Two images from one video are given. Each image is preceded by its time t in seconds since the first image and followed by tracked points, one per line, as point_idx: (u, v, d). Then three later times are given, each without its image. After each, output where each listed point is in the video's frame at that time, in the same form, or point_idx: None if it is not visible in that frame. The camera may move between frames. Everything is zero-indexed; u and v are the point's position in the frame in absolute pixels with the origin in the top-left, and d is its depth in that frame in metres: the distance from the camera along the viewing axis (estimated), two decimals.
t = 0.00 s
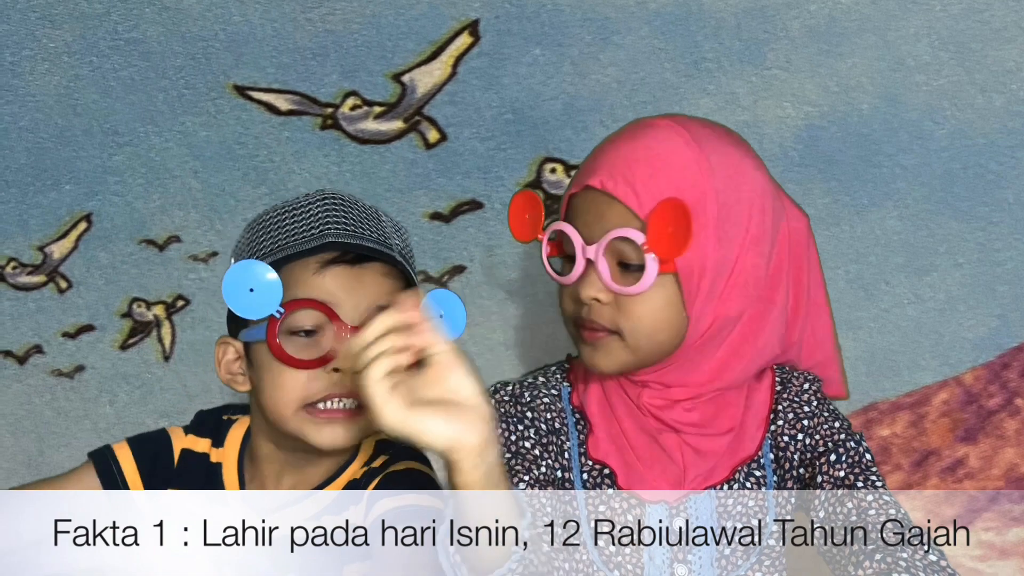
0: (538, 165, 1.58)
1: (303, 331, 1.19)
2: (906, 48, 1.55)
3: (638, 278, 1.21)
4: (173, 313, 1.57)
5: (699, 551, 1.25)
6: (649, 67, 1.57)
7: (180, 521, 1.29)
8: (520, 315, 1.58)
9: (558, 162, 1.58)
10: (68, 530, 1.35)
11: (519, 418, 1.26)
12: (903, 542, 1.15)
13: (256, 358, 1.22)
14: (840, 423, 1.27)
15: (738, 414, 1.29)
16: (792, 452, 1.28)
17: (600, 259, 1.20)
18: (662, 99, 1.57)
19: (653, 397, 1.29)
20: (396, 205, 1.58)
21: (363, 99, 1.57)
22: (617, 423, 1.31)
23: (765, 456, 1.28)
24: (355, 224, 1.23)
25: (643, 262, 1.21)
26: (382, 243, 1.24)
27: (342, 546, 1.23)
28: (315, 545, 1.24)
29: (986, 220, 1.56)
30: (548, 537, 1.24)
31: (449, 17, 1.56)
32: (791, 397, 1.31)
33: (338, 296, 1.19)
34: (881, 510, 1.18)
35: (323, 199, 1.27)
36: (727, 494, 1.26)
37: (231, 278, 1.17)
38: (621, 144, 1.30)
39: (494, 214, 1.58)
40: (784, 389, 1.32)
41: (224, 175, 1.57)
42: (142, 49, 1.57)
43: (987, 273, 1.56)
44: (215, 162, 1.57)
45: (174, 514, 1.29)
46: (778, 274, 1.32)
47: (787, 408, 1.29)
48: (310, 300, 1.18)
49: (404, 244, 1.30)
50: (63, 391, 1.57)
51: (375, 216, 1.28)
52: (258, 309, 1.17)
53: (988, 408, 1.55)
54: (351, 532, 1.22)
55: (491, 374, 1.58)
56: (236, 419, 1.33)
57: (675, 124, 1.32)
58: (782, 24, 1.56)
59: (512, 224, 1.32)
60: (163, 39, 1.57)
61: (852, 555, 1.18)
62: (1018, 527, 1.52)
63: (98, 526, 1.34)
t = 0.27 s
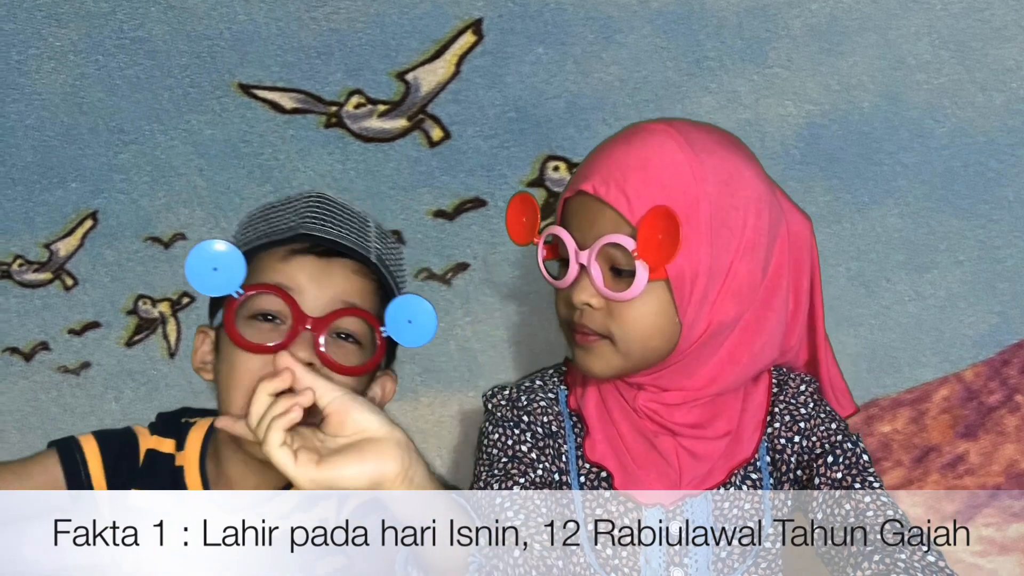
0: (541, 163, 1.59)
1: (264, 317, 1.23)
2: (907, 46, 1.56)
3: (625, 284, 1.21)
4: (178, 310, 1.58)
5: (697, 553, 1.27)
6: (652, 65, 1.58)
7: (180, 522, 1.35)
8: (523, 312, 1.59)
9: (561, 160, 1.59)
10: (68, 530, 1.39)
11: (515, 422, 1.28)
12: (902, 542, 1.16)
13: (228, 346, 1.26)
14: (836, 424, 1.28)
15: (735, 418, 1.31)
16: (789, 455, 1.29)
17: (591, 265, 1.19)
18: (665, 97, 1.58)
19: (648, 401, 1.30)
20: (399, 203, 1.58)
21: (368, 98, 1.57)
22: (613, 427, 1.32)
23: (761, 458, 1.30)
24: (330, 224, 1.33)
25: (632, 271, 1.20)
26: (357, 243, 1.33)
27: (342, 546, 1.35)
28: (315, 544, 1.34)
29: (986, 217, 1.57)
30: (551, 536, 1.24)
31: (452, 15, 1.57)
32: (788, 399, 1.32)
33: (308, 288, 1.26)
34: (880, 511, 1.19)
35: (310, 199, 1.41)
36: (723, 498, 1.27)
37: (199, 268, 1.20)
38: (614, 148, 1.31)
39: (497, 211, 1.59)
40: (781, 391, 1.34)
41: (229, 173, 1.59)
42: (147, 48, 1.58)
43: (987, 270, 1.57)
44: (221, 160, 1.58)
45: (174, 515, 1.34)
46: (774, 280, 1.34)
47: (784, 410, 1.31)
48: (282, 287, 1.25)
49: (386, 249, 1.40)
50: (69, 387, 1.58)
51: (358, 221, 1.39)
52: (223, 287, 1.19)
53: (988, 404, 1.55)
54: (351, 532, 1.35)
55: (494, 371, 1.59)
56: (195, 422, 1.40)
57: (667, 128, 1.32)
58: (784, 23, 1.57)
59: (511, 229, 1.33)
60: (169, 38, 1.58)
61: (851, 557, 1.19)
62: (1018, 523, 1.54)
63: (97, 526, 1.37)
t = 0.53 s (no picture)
0: (544, 161, 1.60)
1: (209, 304, 1.25)
2: (908, 45, 1.57)
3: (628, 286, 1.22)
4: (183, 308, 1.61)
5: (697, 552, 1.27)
6: (654, 64, 1.59)
7: (180, 522, 1.35)
8: (526, 309, 1.60)
9: (563, 158, 1.60)
10: (68, 530, 1.38)
11: (516, 423, 1.27)
12: (902, 542, 1.17)
13: (175, 335, 1.28)
14: (834, 425, 1.29)
15: (734, 419, 1.32)
16: (787, 455, 1.30)
17: (594, 266, 1.20)
18: (667, 95, 1.59)
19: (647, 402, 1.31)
20: (403, 200, 1.59)
21: (372, 96, 1.58)
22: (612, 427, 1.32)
23: (760, 459, 1.30)
24: (270, 213, 1.35)
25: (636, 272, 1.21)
26: (295, 228, 1.34)
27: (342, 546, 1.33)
28: (315, 544, 1.33)
29: (987, 215, 1.58)
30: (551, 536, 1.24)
31: (456, 14, 1.58)
32: (786, 400, 1.33)
33: (248, 272, 1.27)
34: (878, 512, 1.20)
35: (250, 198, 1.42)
36: (722, 498, 1.28)
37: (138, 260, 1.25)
38: (614, 149, 1.31)
39: (500, 209, 1.60)
40: (779, 392, 1.35)
41: (234, 171, 1.60)
42: (152, 46, 1.59)
43: (987, 268, 1.57)
44: (226, 158, 1.60)
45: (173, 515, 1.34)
46: (772, 281, 1.35)
47: (782, 411, 1.32)
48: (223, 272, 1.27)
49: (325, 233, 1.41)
50: (75, 383, 1.59)
51: (296, 213, 1.41)
52: (163, 279, 1.25)
53: (988, 401, 1.56)
54: (351, 532, 1.33)
55: (497, 368, 1.60)
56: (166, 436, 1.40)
57: (669, 129, 1.33)
58: (786, 22, 1.58)
59: (507, 228, 1.33)
60: (174, 36, 1.59)
61: (849, 556, 1.19)
62: (1018, 518, 1.55)
63: (97, 526, 1.36)
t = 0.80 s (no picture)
0: (547, 159, 1.61)
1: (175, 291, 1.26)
2: (909, 44, 1.58)
3: (654, 280, 1.22)
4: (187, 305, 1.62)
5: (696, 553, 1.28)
6: (656, 63, 1.60)
7: (181, 523, 1.31)
8: (529, 306, 1.61)
9: (566, 156, 1.61)
10: (68, 530, 1.33)
11: (511, 429, 1.29)
12: (902, 542, 1.18)
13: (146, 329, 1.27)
14: (830, 425, 1.29)
15: (730, 421, 1.32)
16: (783, 457, 1.30)
17: (618, 263, 1.21)
18: (669, 94, 1.60)
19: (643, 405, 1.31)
20: (407, 198, 1.60)
21: (376, 94, 1.59)
22: (608, 433, 1.33)
23: (756, 461, 1.31)
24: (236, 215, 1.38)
25: (670, 264, 1.23)
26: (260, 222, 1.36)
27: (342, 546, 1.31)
28: (315, 545, 1.31)
29: (987, 212, 1.59)
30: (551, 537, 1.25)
31: (459, 13, 1.59)
32: (781, 402, 1.33)
33: (212, 256, 1.29)
34: (875, 513, 1.20)
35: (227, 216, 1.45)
36: (718, 501, 1.29)
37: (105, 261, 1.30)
38: (620, 148, 1.32)
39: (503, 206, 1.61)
40: (774, 393, 1.35)
41: (240, 169, 1.61)
42: (158, 45, 1.60)
43: (987, 265, 1.59)
44: (231, 156, 1.61)
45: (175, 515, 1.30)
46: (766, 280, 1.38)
47: (778, 412, 1.32)
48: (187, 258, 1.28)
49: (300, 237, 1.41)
50: (81, 379, 1.60)
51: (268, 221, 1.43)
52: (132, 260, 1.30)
53: (988, 397, 1.57)
54: (351, 532, 1.30)
55: (500, 364, 1.61)
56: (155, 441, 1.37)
57: (672, 129, 1.35)
58: (787, 21, 1.59)
59: (507, 232, 1.33)
60: (179, 35, 1.60)
61: (847, 558, 1.21)
62: (1018, 514, 1.56)
63: (97, 526, 1.31)
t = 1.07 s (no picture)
0: (550, 156, 1.62)
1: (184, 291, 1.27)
2: (910, 43, 1.59)
3: (664, 274, 1.24)
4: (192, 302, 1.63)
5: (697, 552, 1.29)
6: (659, 61, 1.61)
7: (180, 522, 1.32)
8: (532, 303, 1.62)
9: (569, 154, 1.62)
10: (68, 530, 1.35)
11: (510, 430, 1.29)
12: (902, 542, 1.19)
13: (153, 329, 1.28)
14: (830, 424, 1.29)
15: (727, 419, 1.32)
16: (783, 456, 1.30)
17: (627, 258, 1.22)
18: (671, 92, 1.61)
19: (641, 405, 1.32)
20: (411, 196, 1.61)
21: (380, 93, 1.60)
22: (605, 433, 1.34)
23: (755, 459, 1.31)
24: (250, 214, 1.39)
25: (681, 256, 1.24)
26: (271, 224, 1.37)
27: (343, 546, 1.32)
28: (315, 545, 1.31)
29: (987, 210, 1.60)
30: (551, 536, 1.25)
31: (463, 12, 1.60)
32: (781, 400, 1.33)
33: (222, 256, 1.30)
34: (876, 512, 1.21)
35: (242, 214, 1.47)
36: (718, 499, 1.29)
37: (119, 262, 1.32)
38: (620, 144, 1.33)
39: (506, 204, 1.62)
40: (773, 391, 1.35)
41: (245, 167, 1.62)
42: (163, 44, 1.61)
43: (987, 262, 1.60)
44: (236, 154, 1.62)
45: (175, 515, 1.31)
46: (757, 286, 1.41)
47: (777, 410, 1.32)
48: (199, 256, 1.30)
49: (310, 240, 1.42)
50: (87, 376, 1.61)
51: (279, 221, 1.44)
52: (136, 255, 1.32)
53: (988, 394, 1.58)
54: (351, 532, 1.30)
55: (503, 361, 1.62)
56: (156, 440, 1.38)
57: (670, 129, 1.36)
58: (788, 20, 1.60)
59: (508, 233, 1.33)
60: (185, 34, 1.61)
61: (848, 558, 1.21)
62: (1018, 510, 1.57)
63: (97, 526, 1.33)
